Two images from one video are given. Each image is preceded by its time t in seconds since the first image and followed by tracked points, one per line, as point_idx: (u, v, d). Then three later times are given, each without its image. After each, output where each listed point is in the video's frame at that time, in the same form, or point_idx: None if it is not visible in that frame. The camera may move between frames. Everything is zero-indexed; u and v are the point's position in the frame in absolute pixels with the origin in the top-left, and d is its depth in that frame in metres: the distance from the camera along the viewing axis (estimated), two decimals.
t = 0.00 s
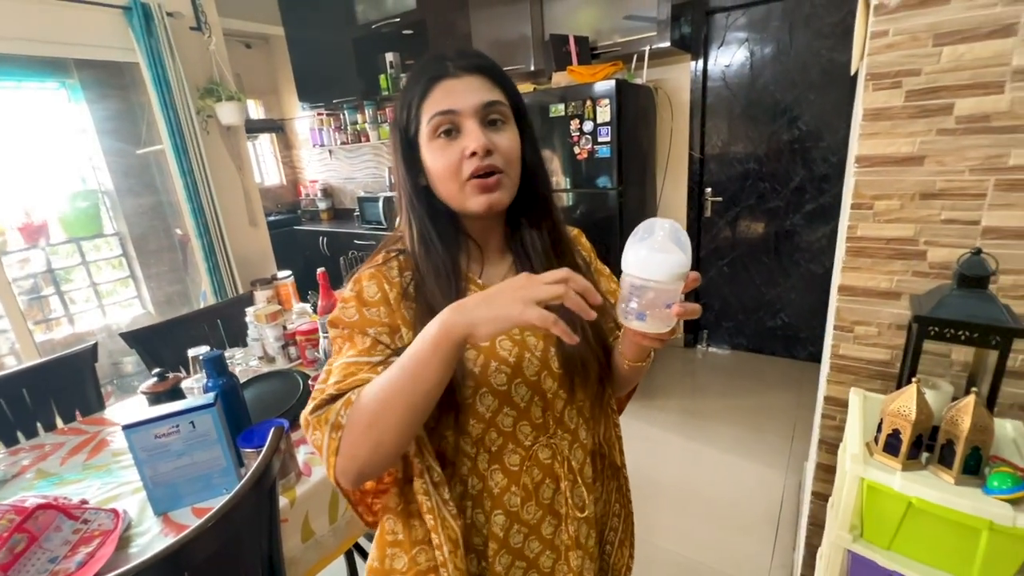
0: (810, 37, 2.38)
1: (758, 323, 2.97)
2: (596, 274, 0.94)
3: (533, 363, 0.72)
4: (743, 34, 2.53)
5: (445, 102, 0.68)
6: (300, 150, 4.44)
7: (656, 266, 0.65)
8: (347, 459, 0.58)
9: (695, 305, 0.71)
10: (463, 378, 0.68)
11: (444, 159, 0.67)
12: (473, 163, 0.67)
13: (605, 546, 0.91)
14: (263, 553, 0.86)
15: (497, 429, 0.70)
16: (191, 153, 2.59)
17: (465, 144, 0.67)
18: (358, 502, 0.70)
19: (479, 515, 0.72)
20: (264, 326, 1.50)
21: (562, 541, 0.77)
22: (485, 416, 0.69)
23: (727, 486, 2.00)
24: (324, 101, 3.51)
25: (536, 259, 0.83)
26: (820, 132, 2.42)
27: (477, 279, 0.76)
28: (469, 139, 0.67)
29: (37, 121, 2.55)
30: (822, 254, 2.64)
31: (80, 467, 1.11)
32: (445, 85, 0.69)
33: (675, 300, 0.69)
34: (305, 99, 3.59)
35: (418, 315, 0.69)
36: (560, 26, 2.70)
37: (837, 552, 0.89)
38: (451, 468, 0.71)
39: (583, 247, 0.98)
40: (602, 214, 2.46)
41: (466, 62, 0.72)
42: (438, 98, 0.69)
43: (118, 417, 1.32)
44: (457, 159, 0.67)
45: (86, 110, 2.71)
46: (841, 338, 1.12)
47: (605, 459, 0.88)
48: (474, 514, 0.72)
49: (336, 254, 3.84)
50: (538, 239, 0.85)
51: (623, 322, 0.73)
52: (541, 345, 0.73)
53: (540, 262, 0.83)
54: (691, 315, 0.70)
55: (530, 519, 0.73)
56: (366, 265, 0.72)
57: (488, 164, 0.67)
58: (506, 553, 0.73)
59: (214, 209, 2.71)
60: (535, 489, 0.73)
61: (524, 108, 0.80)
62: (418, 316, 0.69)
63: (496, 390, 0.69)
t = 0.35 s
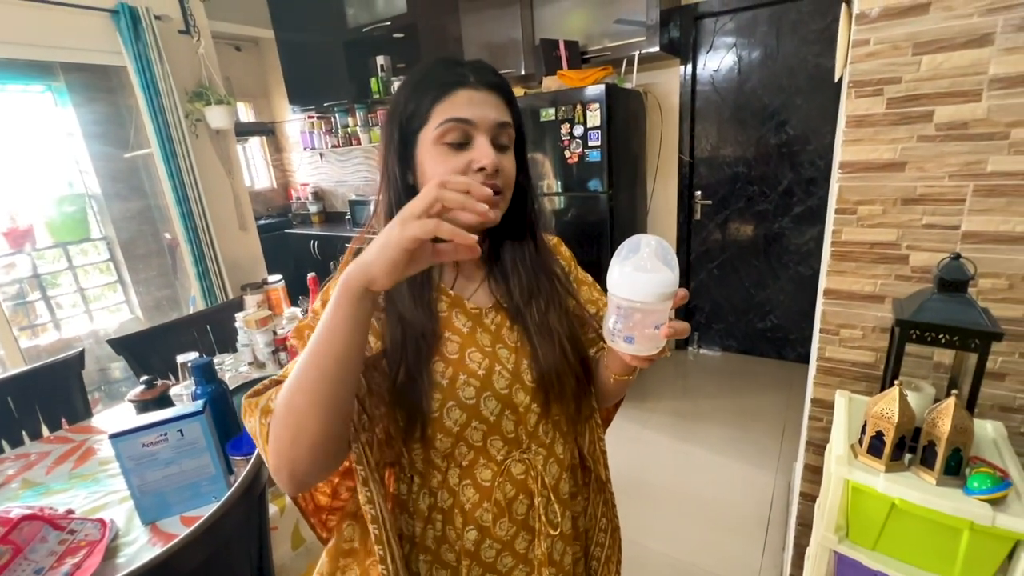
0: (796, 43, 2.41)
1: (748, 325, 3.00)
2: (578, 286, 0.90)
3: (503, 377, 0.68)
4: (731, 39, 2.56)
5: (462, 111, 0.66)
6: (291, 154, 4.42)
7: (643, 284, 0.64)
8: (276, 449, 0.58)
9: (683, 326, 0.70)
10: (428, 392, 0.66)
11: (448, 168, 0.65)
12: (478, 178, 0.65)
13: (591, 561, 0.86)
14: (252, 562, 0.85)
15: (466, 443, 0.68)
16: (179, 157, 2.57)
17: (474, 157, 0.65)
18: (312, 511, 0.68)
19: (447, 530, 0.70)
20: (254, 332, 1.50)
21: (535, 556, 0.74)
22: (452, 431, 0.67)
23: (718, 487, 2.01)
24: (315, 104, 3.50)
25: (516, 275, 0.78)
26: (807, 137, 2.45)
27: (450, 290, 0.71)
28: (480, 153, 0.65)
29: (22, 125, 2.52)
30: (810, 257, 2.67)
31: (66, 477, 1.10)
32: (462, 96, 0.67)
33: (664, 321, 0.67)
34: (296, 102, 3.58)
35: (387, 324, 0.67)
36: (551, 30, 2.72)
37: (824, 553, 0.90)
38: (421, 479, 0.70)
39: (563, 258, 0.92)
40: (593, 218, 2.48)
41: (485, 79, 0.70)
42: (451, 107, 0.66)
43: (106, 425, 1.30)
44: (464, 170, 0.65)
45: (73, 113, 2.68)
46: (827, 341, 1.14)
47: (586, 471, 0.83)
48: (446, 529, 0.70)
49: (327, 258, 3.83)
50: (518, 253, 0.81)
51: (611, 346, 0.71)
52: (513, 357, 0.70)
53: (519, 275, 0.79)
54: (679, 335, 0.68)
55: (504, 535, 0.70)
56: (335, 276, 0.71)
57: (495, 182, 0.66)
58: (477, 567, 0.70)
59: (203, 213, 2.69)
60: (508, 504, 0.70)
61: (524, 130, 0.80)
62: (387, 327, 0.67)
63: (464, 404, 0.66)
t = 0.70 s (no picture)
0: (799, 42, 2.38)
1: (750, 327, 2.97)
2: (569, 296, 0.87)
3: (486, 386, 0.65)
4: (734, 38, 2.53)
5: (476, 129, 0.63)
6: (293, 153, 4.42)
7: (637, 313, 0.58)
8: (249, 469, 0.51)
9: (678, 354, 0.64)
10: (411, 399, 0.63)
11: (451, 187, 0.63)
12: (482, 202, 0.64)
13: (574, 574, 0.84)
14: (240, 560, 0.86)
15: (444, 454, 0.65)
16: (179, 156, 2.57)
17: (482, 180, 0.63)
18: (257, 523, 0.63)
19: (421, 545, 0.68)
20: (249, 332, 1.49)
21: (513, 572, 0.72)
22: (430, 441, 0.65)
23: (718, 491, 1.99)
24: (316, 103, 3.50)
25: (509, 288, 0.78)
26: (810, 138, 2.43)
27: (437, 296, 0.71)
28: (487, 176, 0.63)
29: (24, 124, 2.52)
30: (813, 259, 2.64)
31: (57, 478, 1.09)
32: (479, 113, 0.63)
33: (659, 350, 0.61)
34: (297, 102, 3.58)
35: (370, 328, 0.66)
36: (552, 30, 2.71)
37: (822, 562, 0.88)
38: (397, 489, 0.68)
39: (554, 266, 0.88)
40: (594, 218, 2.46)
41: (505, 99, 0.66)
42: (465, 126, 0.63)
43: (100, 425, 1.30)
44: (468, 190, 0.63)
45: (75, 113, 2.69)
46: (827, 345, 1.12)
47: (570, 483, 0.82)
48: (419, 543, 0.68)
49: (329, 257, 3.83)
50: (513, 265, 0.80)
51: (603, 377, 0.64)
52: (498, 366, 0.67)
53: (513, 283, 0.79)
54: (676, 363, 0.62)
55: (479, 550, 0.68)
56: (322, 273, 0.67)
57: (494, 207, 0.65)
58: None
59: (203, 213, 2.69)
60: (484, 518, 0.68)
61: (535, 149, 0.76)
62: (371, 333, 0.65)
63: (443, 413, 0.64)
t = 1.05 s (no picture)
0: (818, 39, 2.32)
1: (763, 331, 2.91)
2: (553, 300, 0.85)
3: (468, 397, 0.65)
4: (750, 35, 2.48)
5: (434, 107, 0.62)
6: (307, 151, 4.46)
7: (631, 339, 0.56)
8: (205, 445, 0.47)
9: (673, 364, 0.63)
10: (389, 407, 0.63)
11: (421, 167, 0.61)
12: (456, 178, 0.62)
13: None
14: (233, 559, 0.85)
15: (423, 467, 0.64)
16: (191, 153, 2.60)
17: (449, 156, 0.61)
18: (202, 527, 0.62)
19: (400, 557, 0.66)
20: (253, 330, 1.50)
21: None
22: (408, 453, 0.63)
23: (725, 498, 1.95)
24: (329, 102, 3.52)
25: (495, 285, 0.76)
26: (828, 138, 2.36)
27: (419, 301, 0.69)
28: (456, 151, 0.62)
29: (45, 121, 2.58)
30: (829, 262, 2.57)
31: (59, 471, 1.11)
32: (433, 91, 0.63)
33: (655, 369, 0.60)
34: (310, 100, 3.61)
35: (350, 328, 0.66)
36: (562, 28, 2.69)
37: None
38: (377, 499, 0.67)
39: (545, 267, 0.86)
40: (604, 219, 2.43)
41: (457, 71, 0.67)
42: (421, 102, 0.62)
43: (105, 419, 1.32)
44: (439, 169, 0.61)
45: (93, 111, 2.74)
46: (837, 353, 1.08)
47: (560, 494, 0.81)
48: (398, 555, 0.66)
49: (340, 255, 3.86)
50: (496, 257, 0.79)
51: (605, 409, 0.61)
52: (481, 375, 0.67)
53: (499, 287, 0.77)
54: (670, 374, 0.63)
55: (460, 566, 0.67)
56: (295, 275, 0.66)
57: (470, 182, 0.62)
58: None
59: (215, 209, 2.72)
60: (465, 533, 0.66)
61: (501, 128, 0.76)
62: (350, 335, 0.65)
63: (423, 424, 0.63)
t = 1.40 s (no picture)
0: (850, 35, 2.23)
1: (786, 336, 2.83)
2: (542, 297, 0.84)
3: (454, 400, 0.65)
4: (778, 31, 2.40)
5: (401, 114, 0.61)
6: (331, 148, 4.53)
7: (551, 305, 0.58)
8: (211, 454, 0.48)
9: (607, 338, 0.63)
10: (374, 413, 0.62)
11: (393, 176, 0.61)
12: (427, 186, 0.61)
13: None
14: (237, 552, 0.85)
15: (408, 469, 0.64)
16: (217, 149, 2.67)
17: (419, 164, 0.61)
18: (226, 534, 0.65)
19: (389, 558, 0.67)
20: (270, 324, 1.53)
21: None
22: (394, 454, 0.64)
23: (740, 506, 1.91)
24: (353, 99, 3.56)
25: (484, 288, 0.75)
26: (858, 137, 2.27)
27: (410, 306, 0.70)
28: (424, 158, 0.61)
29: (83, 118, 2.68)
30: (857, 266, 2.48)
31: (82, 455, 1.15)
32: (399, 98, 0.63)
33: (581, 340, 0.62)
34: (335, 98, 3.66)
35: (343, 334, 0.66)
36: (583, 26, 2.66)
37: None
38: (365, 500, 0.67)
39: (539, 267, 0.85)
40: (622, 218, 2.40)
41: (427, 73, 0.65)
42: (389, 108, 0.62)
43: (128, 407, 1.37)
44: (410, 178, 0.61)
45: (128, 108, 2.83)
46: (856, 363, 1.04)
47: (554, 499, 0.81)
48: (386, 556, 0.67)
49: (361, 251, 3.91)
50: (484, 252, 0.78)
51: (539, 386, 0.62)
52: (469, 378, 0.67)
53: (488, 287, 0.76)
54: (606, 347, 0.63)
55: (447, 568, 0.67)
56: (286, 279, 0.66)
57: (443, 192, 0.61)
58: None
59: (239, 204, 2.79)
60: (452, 536, 0.67)
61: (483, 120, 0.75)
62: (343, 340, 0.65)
63: (406, 426, 0.63)
